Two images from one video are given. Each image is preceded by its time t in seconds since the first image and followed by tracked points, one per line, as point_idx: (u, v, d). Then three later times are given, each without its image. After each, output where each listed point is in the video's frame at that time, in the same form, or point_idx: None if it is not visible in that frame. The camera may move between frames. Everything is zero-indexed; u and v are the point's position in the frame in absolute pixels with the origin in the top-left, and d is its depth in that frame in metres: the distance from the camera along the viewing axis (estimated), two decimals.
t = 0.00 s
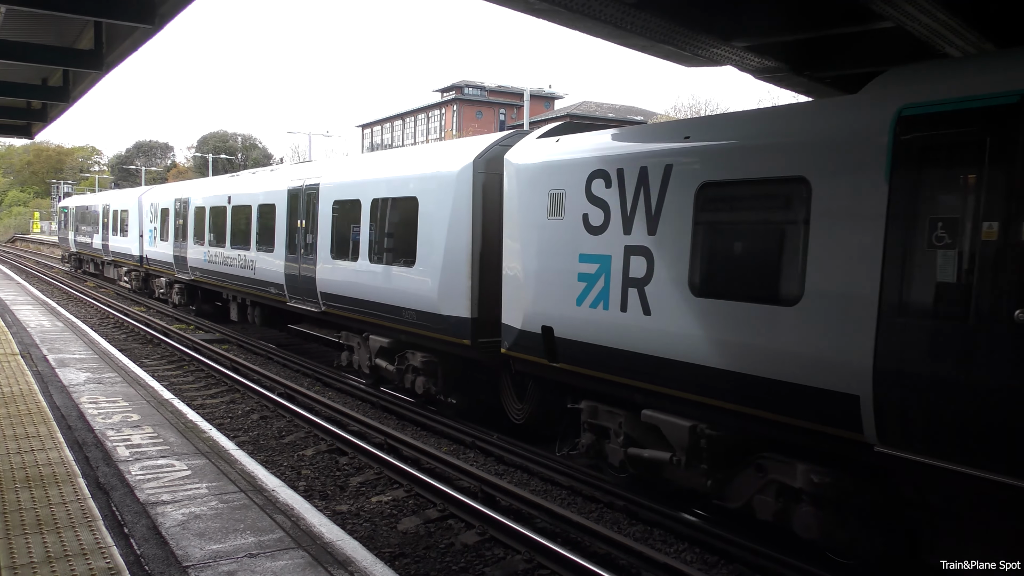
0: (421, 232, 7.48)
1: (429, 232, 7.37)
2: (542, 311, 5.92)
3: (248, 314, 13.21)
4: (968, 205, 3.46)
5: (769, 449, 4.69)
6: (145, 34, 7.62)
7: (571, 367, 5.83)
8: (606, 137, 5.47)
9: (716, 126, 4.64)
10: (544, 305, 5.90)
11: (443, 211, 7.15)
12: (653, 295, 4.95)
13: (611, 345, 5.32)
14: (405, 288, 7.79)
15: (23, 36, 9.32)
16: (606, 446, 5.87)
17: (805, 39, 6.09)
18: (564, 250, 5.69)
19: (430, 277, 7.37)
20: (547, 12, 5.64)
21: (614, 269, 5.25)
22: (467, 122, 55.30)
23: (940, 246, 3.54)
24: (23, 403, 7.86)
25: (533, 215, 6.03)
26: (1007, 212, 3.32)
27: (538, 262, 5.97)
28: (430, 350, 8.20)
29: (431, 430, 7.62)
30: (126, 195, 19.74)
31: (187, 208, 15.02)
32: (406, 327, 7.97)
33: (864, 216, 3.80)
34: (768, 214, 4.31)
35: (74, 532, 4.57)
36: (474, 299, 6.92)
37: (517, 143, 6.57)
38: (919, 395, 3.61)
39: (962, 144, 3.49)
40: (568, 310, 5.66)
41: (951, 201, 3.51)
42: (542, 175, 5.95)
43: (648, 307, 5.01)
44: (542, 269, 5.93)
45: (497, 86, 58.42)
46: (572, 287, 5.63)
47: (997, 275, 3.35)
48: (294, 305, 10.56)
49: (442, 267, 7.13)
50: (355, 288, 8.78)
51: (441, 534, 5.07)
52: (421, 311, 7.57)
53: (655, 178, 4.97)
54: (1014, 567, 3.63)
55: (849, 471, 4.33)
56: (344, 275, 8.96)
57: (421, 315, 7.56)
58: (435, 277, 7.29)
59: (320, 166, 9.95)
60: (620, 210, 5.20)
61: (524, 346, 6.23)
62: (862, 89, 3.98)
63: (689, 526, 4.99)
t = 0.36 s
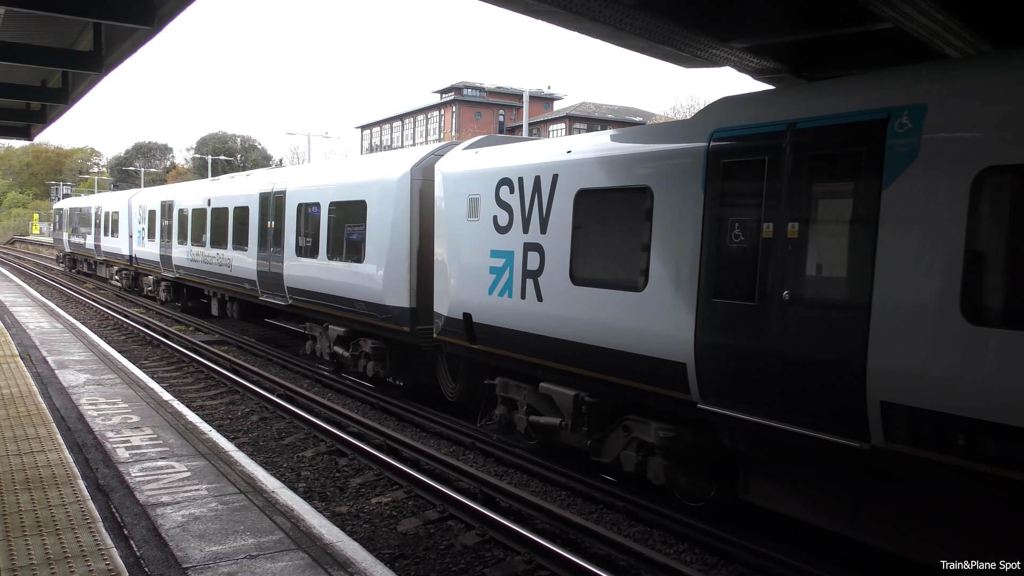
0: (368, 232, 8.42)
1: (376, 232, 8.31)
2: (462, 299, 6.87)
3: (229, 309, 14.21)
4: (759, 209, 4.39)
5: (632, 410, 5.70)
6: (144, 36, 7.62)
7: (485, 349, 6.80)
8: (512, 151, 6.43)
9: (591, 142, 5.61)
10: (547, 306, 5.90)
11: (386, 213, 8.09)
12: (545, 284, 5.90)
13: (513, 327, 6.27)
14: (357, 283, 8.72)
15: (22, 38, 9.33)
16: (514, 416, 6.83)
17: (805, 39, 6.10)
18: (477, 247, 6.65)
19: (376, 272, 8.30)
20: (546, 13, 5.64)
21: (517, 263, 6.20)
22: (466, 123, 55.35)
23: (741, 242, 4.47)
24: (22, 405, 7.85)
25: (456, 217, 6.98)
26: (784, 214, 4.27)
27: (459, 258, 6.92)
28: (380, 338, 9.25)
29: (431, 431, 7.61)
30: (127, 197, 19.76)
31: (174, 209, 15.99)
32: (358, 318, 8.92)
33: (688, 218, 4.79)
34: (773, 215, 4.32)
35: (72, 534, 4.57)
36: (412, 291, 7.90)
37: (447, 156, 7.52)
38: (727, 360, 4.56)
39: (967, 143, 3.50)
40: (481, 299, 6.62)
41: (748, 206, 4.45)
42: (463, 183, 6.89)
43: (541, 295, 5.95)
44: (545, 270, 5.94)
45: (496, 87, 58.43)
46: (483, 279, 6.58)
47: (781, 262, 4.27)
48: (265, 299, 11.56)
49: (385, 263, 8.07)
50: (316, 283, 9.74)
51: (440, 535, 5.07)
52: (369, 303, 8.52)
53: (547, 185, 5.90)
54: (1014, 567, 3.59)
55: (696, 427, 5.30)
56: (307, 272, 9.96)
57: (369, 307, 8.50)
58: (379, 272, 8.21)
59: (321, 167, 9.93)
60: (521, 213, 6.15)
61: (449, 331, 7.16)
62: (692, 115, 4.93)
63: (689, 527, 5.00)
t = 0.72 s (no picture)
0: (329, 229, 9.29)
1: (337, 229, 9.18)
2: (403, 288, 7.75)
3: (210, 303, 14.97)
4: (621, 207, 5.25)
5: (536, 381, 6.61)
6: (145, 34, 7.62)
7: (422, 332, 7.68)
8: (445, 158, 7.34)
9: (504, 151, 6.51)
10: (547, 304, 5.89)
11: (344, 212, 8.97)
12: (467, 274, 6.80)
13: (443, 312, 7.16)
14: (320, 275, 9.56)
15: (24, 37, 9.34)
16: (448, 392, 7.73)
17: (806, 38, 6.10)
18: (415, 242, 7.56)
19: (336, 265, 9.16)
20: (548, 11, 5.65)
21: (446, 256, 7.10)
22: (467, 122, 55.39)
23: (608, 235, 5.35)
24: (23, 403, 7.86)
25: (399, 216, 7.88)
26: (640, 213, 5.11)
27: (400, 252, 7.81)
28: (341, 325, 10.07)
29: (433, 429, 7.61)
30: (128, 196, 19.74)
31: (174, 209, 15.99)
32: (320, 307, 9.77)
33: (571, 214, 5.66)
34: (777, 214, 4.32)
35: (74, 532, 4.58)
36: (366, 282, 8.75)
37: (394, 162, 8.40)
38: (598, 336, 5.45)
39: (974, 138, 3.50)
40: (419, 287, 7.50)
41: (612, 207, 5.32)
42: (404, 186, 7.79)
43: (464, 283, 6.84)
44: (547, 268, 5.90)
45: (497, 85, 58.43)
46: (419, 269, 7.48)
47: (635, 253, 5.14)
48: (243, 293, 12.42)
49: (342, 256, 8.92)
50: (285, 276, 10.57)
51: (441, 533, 5.08)
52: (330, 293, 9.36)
53: (471, 188, 6.80)
54: (1014, 567, 3.60)
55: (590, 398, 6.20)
56: (277, 267, 10.84)
57: (330, 296, 9.37)
58: (337, 265, 9.09)
59: (321, 167, 9.87)
60: (451, 212, 7.04)
61: (393, 317, 8.00)
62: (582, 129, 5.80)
63: (689, 525, 5.00)
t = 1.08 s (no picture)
0: (300, 228, 10.20)
1: (307, 228, 10.07)
2: (362, 281, 8.65)
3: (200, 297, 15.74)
4: (530, 209, 6.11)
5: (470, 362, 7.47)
6: (150, 35, 7.63)
7: (378, 320, 8.58)
8: (395, 165, 8.23)
9: (441, 158, 7.37)
10: (552, 303, 5.88)
11: (313, 212, 9.86)
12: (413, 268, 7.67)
13: (394, 302, 8.03)
14: (293, 270, 10.42)
15: (29, 37, 9.37)
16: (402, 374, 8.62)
17: (811, 36, 6.09)
18: (370, 240, 8.46)
19: (306, 260, 10.05)
20: (553, 11, 5.64)
21: (396, 252, 7.97)
22: (472, 121, 55.42)
23: (519, 233, 6.21)
24: (29, 403, 7.88)
25: (358, 216, 8.78)
26: (543, 213, 5.97)
27: (359, 249, 8.71)
28: (313, 316, 10.92)
29: (438, 429, 7.61)
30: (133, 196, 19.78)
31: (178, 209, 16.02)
32: (294, 300, 10.64)
33: (491, 214, 6.54)
34: (782, 213, 4.32)
35: (80, 531, 4.59)
36: (333, 276, 9.67)
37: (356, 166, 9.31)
38: (512, 319, 6.33)
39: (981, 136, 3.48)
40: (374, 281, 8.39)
41: (521, 208, 6.21)
42: (361, 190, 8.70)
43: (410, 276, 7.71)
44: (555, 269, 5.86)
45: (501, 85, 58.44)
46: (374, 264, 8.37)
47: (539, 249, 6.01)
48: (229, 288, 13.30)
49: (310, 252, 9.83)
50: (264, 271, 11.43)
51: (447, 533, 5.07)
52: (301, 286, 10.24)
53: (415, 191, 7.67)
54: (1014, 567, 3.67)
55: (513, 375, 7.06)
56: (257, 263, 11.74)
57: (301, 289, 10.22)
58: (307, 261, 9.97)
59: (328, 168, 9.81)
60: (399, 213, 7.94)
61: (354, 307, 8.91)
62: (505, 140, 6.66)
63: (695, 524, 4.99)
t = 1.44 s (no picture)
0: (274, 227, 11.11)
1: (280, 227, 10.92)
2: (327, 276, 9.55)
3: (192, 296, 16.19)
4: (460, 212, 7.00)
5: (415, 346, 8.31)
6: (152, 36, 7.64)
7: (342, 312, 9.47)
8: (356, 171, 9.14)
9: (393, 165, 8.27)
10: (552, 304, 5.88)
11: (286, 213, 10.72)
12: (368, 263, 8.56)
13: (354, 295, 8.92)
14: (268, 267, 11.27)
15: (32, 38, 9.37)
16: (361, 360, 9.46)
17: (813, 38, 6.08)
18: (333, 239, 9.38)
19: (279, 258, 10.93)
20: (554, 12, 5.63)
21: (355, 249, 8.86)
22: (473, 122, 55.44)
23: (451, 232, 7.09)
24: (31, 404, 7.87)
25: (325, 217, 9.68)
26: (519, 215, 6.24)
27: (325, 247, 9.60)
28: (287, 309, 11.75)
29: (439, 431, 7.60)
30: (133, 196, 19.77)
31: (178, 210, 16.02)
32: (270, 294, 11.53)
33: (430, 215, 7.43)
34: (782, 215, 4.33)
35: (82, 532, 4.59)
36: (304, 272, 10.45)
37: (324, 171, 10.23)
38: (445, 307, 7.21)
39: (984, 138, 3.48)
40: (337, 276, 9.31)
41: (453, 210, 7.10)
42: (327, 193, 9.62)
43: (366, 271, 8.60)
44: (556, 271, 5.85)
45: (502, 85, 58.48)
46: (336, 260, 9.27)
47: (467, 245, 6.89)
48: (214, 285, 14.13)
49: (281, 249, 10.73)
50: (243, 269, 12.30)
51: (447, 534, 5.07)
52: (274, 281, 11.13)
53: (370, 194, 8.56)
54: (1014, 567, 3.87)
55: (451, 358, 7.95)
56: (237, 260, 12.63)
57: (276, 285, 11.08)
58: (280, 258, 10.82)
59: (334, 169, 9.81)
60: (357, 214, 8.85)
61: (320, 300, 9.81)
62: (443, 149, 7.58)
63: (695, 525, 4.99)
